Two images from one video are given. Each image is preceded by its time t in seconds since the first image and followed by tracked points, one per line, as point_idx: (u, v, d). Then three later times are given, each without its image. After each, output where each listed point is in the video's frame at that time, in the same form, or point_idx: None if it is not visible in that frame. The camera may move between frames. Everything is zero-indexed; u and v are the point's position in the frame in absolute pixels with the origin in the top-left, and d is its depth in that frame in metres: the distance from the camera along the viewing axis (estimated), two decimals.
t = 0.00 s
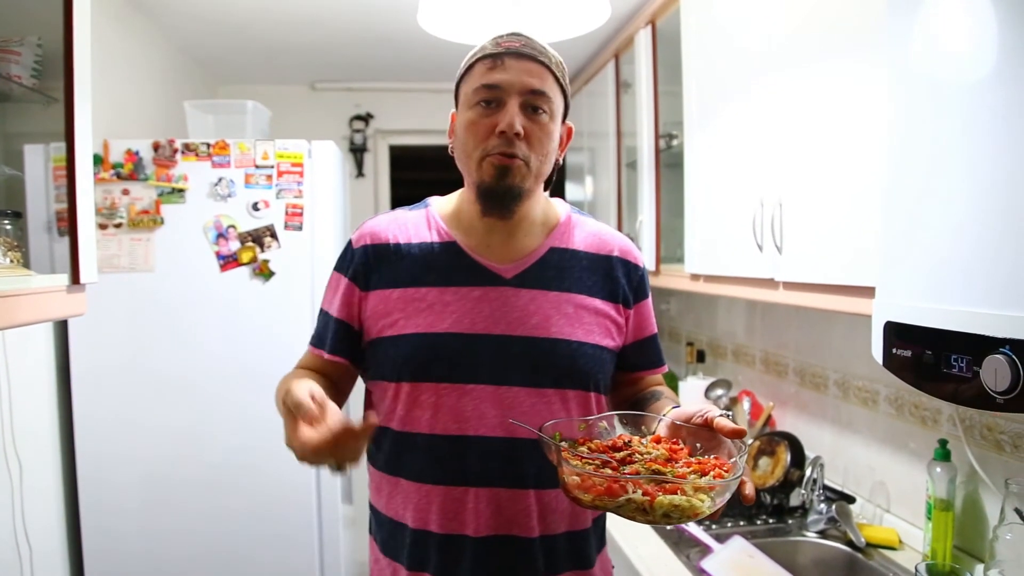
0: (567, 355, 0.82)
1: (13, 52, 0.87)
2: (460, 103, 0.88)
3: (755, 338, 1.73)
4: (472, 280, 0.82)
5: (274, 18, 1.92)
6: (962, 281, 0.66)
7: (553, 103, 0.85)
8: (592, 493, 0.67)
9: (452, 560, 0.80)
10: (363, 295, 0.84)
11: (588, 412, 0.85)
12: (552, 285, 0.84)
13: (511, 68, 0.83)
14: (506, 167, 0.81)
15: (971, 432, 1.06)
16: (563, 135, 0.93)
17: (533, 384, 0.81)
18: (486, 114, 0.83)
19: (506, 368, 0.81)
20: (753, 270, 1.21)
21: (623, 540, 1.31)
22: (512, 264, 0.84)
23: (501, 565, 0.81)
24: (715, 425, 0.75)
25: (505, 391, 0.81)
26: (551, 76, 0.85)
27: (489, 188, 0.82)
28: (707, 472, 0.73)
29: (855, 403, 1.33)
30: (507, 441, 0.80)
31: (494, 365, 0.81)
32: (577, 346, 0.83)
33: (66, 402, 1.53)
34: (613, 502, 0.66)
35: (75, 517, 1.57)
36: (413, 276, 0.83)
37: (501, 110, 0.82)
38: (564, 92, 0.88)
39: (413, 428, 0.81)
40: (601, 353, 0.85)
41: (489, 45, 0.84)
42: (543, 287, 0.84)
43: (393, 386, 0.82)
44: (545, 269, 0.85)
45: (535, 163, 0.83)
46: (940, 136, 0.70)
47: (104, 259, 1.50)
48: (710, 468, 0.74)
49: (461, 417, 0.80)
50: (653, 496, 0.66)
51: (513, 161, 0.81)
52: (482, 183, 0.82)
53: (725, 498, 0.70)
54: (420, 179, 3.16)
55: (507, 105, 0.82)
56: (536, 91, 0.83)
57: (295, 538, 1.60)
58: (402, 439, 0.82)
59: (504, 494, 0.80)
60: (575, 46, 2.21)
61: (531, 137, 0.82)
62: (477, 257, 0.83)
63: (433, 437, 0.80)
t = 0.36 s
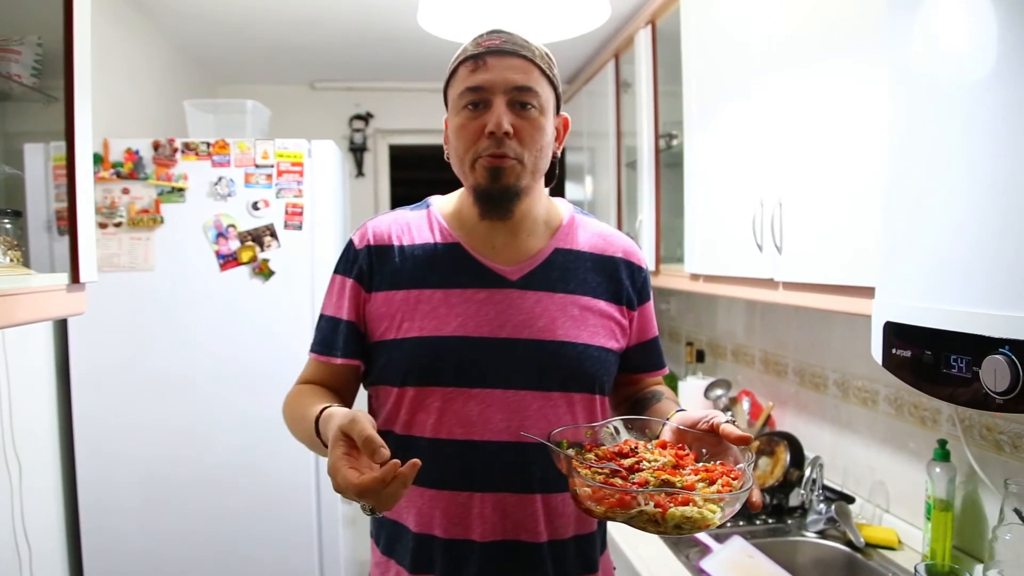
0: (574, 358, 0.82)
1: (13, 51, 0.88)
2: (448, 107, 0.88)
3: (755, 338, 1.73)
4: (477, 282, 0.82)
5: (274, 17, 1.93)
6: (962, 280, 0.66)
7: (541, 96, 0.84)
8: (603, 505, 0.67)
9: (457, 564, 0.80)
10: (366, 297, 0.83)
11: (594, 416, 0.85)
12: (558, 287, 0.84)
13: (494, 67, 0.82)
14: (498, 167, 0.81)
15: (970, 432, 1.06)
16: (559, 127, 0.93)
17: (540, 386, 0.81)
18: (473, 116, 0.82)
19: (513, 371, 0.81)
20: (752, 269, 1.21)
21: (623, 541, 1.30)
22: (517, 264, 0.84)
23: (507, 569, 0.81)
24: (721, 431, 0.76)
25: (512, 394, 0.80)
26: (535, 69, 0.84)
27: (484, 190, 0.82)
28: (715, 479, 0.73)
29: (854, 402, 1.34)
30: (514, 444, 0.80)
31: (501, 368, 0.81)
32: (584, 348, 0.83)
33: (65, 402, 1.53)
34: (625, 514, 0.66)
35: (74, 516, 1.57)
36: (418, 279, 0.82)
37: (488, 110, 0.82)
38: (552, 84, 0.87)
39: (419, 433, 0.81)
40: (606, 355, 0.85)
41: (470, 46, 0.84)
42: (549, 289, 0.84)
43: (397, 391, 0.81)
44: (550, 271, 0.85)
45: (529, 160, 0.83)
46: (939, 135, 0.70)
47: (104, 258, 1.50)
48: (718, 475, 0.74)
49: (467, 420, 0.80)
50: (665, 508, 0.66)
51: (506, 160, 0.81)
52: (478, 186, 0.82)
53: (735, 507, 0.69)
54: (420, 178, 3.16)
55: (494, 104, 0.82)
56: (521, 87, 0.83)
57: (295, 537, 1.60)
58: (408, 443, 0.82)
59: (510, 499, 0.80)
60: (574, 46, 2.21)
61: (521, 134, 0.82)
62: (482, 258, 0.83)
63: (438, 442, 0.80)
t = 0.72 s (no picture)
0: (582, 357, 0.83)
1: (12, 52, 0.87)
2: (450, 105, 0.87)
3: (754, 338, 1.74)
4: (484, 282, 0.82)
5: (273, 18, 1.93)
6: (961, 281, 0.66)
7: (545, 96, 0.84)
8: (620, 500, 0.66)
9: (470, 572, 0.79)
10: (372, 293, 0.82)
11: (602, 417, 0.85)
12: (564, 285, 0.85)
13: (498, 66, 0.82)
14: (502, 167, 0.81)
15: (969, 432, 1.06)
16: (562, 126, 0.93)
17: (548, 387, 0.81)
18: (477, 115, 0.82)
19: (522, 372, 0.81)
20: (751, 270, 1.21)
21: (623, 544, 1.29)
22: (522, 264, 0.84)
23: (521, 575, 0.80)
24: (731, 427, 0.76)
25: (521, 394, 0.80)
26: (540, 69, 0.84)
27: (488, 190, 0.82)
28: (728, 475, 0.73)
29: (853, 402, 1.34)
30: (524, 445, 0.80)
31: (509, 368, 0.80)
32: (592, 347, 0.83)
33: (64, 403, 1.53)
34: (642, 509, 0.66)
35: (73, 517, 1.57)
36: (423, 276, 0.82)
37: (492, 110, 0.82)
38: (556, 83, 0.87)
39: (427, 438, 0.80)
40: (613, 355, 0.86)
41: (473, 44, 0.83)
42: (556, 288, 0.84)
43: (402, 394, 0.80)
44: (556, 270, 0.85)
45: (533, 160, 0.83)
46: (937, 137, 0.70)
47: (103, 259, 1.50)
48: (730, 471, 0.74)
49: (478, 423, 0.79)
50: (682, 502, 0.66)
51: (510, 160, 0.81)
52: (481, 185, 0.82)
53: (751, 503, 0.70)
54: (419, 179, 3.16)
55: (498, 104, 0.82)
56: (526, 87, 0.83)
57: (294, 538, 1.60)
58: (415, 450, 0.81)
59: (523, 503, 0.80)
60: (572, 47, 2.21)
61: (526, 134, 0.82)
62: (487, 258, 0.83)
63: (448, 445, 0.79)
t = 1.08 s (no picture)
0: (585, 356, 0.82)
1: (10, 52, 0.87)
2: (464, 91, 0.87)
3: (754, 338, 1.74)
4: (484, 282, 0.82)
5: (272, 18, 1.92)
6: (960, 280, 0.66)
7: (561, 89, 0.85)
8: (620, 505, 0.67)
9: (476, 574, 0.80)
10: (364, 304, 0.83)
11: (608, 418, 0.85)
12: (566, 285, 0.84)
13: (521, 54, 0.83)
14: (521, 150, 0.80)
15: (969, 431, 1.06)
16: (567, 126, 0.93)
17: (552, 387, 0.81)
18: (497, 98, 0.82)
19: (525, 371, 0.80)
20: (751, 270, 1.21)
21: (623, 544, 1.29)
22: (523, 263, 0.84)
23: None
24: (732, 429, 0.76)
25: (524, 395, 0.80)
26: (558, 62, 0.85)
27: (504, 174, 0.81)
28: (729, 477, 0.73)
29: (852, 402, 1.34)
30: (528, 445, 0.80)
31: (511, 368, 0.80)
32: (595, 346, 0.83)
33: (64, 403, 1.53)
34: (643, 513, 0.66)
35: (72, 518, 1.56)
36: (418, 281, 0.82)
37: (513, 93, 0.82)
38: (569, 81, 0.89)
39: (431, 440, 0.80)
40: (617, 353, 0.85)
41: (497, 32, 0.84)
42: (558, 287, 0.84)
43: (404, 395, 0.81)
44: (558, 269, 0.85)
45: (548, 148, 0.83)
46: (937, 136, 0.70)
47: (102, 259, 1.50)
48: (732, 473, 0.74)
49: (481, 423, 0.79)
50: (682, 506, 0.66)
51: (528, 145, 0.81)
52: (497, 169, 0.81)
53: (752, 506, 0.69)
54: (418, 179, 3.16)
55: (519, 88, 0.82)
56: (546, 76, 0.84)
57: (293, 539, 1.60)
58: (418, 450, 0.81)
59: (528, 505, 0.80)
60: (570, 47, 2.22)
61: (545, 121, 0.82)
62: (489, 257, 0.83)
63: (452, 447, 0.79)
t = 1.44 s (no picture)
0: (576, 343, 0.82)
1: (9, 54, 0.88)
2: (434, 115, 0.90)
3: (753, 336, 1.73)
4: (478, 272, 0.83)
5: (271, 18, 1.92)
6: (961, 279, 0.66)
7: (518, 86, 0.85)
8: (591, 478, 0.67)
9: (466, 555, 0.80)
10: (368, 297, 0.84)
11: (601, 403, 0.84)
12: (559, 274, 0.84)
13: (467, 67, 0.84)
14: (486, 158, 0.81)
15: (969, 430, 1.06)
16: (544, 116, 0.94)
17: (544, 374, 0.81)
18: (456, 116, 0.84)
19: (516, 359, 0.81)
20: (751, 268, 1.21)
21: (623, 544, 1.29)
22: (518, 255, 0.84)
23: (516, 560, 0.80)
24: (720, 415, 0.75)
25: (514, 380, 0.80)
26: (508, 62, 0.85)
27: (477, 183, 0.82)
28: (710, 459, 0.72)
29: (852, 400, 1.34)
30: (519, 431, 0.80)
31: (503, 355, 0.80)
32: (586, 333, 0.83)
33: (63, 404, 1.53)
34: (612, 487, 0.66)
35: (72, 519, 1.56)
36: (417, 274, 0.83)
37: (468, 107, 0.83)
38: (529, 75, 0.88)
39: (425, 423, 0.80)
40: (610, 341, 0.85)
41: (443, 52, 0.86)
42: (550, 277, 0.84)
43: (398, 382, 0.81)
44: (551, 259, 0.85)
45: (515, 148, 0.83)
46: (936, 135, 0.70)
47: (102, 260, 1.50)
48: (714, 456, 0.73)
49: (469, 407, 0.80)
50: (653, 480, 0.66)
51: (492, 150, 0.81)
52: (469, 180, 0.83)
53: (728, 484, 0.70)
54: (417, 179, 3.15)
55: (472, 100, 0.83)
56: (495, 80, 0.83)
57: (294, 539, 1.60)
58: (412, 436, 0.81)
59: (517, 485, 0.80)
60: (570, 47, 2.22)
61: (504, 124, 0.82)
62: (484, 252, 0.84)
63: (443, 430, 0.80)
